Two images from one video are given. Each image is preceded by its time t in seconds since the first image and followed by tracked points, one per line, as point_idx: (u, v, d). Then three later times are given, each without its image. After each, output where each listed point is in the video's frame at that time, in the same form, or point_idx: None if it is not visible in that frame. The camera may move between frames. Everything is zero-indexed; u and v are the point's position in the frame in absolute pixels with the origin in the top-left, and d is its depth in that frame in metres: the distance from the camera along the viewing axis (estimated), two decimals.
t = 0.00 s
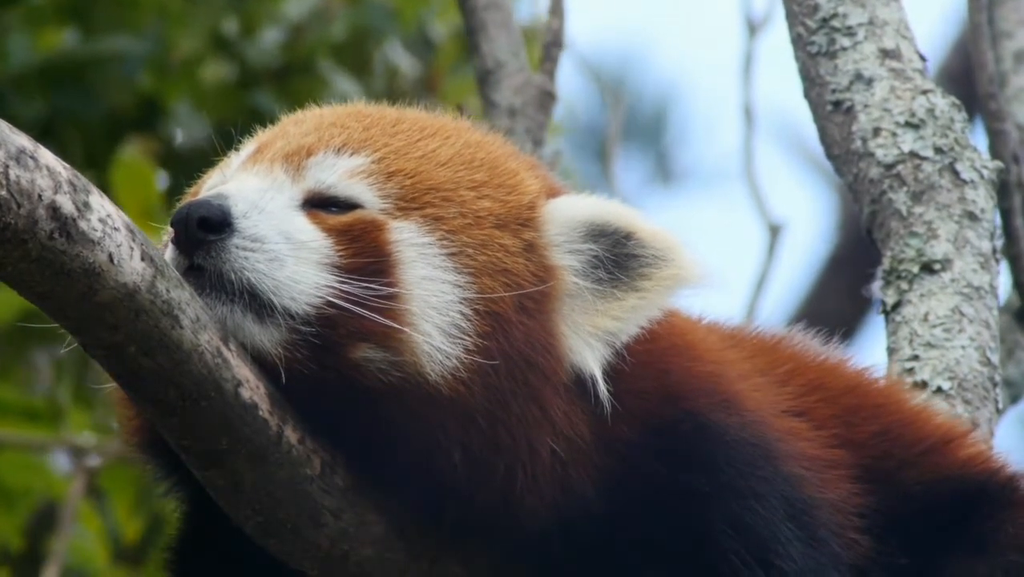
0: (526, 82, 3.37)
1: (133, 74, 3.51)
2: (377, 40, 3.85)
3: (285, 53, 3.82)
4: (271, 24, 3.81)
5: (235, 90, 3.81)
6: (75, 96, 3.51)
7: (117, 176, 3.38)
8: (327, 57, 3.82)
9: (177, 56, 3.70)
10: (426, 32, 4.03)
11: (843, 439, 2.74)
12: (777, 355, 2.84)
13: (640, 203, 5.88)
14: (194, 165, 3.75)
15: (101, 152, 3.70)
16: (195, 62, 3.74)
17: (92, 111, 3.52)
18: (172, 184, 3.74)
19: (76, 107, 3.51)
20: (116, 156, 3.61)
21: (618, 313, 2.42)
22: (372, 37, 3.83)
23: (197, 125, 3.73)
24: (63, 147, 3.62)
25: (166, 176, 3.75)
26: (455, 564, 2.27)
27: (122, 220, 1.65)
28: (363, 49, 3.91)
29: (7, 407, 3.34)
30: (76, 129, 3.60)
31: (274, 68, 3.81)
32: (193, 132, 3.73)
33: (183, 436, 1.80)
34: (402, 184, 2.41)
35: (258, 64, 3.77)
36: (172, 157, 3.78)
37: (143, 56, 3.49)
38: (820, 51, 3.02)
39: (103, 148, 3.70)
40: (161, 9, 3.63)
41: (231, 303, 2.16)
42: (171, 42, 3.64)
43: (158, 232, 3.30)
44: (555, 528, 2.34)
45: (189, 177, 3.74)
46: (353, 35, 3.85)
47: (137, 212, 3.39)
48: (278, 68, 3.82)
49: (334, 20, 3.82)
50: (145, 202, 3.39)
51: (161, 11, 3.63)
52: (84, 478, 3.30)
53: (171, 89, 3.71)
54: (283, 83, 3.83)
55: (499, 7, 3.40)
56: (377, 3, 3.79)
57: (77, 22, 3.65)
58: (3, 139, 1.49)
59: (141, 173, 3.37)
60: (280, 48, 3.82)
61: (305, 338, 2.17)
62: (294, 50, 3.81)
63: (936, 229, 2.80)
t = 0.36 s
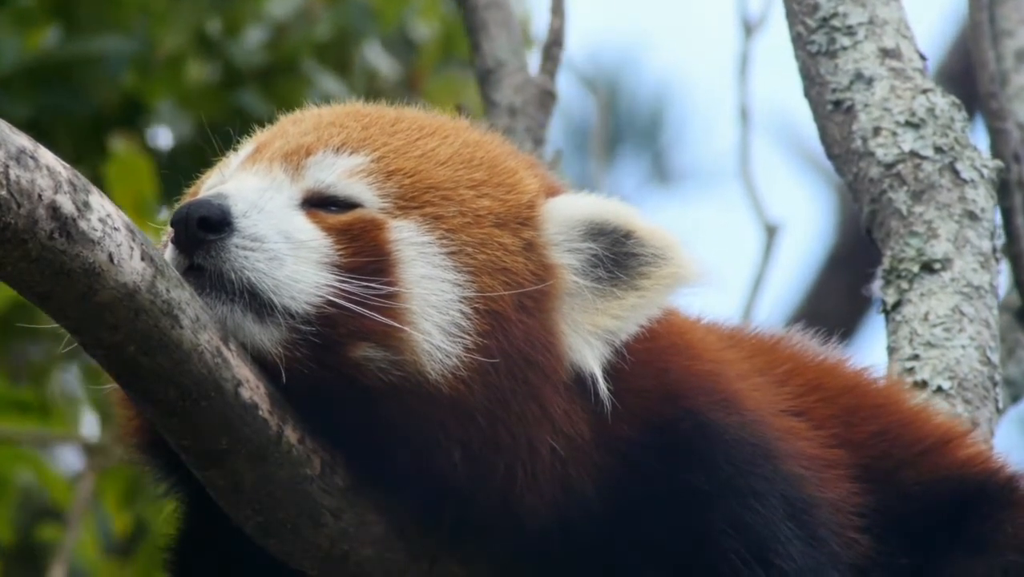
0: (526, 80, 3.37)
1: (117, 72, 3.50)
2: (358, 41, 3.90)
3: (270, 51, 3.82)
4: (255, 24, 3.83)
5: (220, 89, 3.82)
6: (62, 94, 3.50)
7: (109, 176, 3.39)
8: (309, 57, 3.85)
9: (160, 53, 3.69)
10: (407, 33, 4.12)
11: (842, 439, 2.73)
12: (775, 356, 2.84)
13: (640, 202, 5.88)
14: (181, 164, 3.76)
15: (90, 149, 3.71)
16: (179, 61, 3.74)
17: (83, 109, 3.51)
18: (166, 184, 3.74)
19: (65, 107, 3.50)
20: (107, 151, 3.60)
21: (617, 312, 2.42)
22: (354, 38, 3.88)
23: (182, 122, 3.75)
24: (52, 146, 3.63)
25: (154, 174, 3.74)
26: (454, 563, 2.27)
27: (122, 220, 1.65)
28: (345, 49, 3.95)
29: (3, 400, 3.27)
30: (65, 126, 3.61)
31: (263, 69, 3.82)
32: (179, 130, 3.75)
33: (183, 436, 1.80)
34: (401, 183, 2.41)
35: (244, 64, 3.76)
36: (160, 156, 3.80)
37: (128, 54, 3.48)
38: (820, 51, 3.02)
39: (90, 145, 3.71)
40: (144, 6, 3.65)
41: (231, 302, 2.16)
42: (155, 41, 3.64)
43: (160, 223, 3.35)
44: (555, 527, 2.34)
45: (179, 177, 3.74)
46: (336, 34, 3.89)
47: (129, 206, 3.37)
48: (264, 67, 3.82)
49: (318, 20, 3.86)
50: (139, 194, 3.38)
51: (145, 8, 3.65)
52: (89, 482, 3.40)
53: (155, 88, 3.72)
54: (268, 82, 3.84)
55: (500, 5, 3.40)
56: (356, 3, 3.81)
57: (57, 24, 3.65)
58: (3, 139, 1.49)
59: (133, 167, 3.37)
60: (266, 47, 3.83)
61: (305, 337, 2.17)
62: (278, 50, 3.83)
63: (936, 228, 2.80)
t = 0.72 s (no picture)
0: (527, 79, 3.37)
1: (127, 70, 3.52)
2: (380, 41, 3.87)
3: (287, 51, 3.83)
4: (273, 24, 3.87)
5: (236, 86, 3.86)
6: (72, 93, 3.55)
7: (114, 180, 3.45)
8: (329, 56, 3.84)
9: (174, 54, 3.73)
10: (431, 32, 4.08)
11: (843, 439, 2.73)
12: (775, 356, 2.84)
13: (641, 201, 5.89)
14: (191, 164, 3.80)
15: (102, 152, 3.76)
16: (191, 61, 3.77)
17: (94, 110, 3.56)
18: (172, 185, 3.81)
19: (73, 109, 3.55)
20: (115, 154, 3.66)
21: (617, 312, 2.42)
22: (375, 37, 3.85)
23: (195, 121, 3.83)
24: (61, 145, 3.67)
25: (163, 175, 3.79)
26: (454, 562, 2.28)
27: (123, 220, 1.65)
28: (365, 48, 3.93)
29: (3, 398, 3.30)
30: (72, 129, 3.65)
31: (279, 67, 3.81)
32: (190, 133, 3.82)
33: (183, 436, 1.80)
34: (402, 183, 2.41)
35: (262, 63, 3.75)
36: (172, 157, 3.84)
37: (136, 53, 3.48)
38: (820, 50, 3.02)
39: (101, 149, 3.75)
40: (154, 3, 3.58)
41: (231, 302, 2.16)
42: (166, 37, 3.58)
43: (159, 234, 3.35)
44: (555, 527, 2.34)
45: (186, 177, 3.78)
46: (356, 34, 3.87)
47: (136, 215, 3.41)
48: (284, 69, 3.84)
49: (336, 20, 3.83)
50: (143, 192, 3.43)
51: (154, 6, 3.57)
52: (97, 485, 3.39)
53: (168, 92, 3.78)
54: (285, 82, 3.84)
55: (500, 4, 3.39)
56: (381, 3, 3.80)
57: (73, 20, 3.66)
58: (3, 139, 1.50)
59: (139, 168, 3.43)
60: (282, 47, 3.87)
61: (306, 337, 2.17)
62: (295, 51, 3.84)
63: (936, 228, 2.80)
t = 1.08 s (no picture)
0: (527, 78, 3.37)
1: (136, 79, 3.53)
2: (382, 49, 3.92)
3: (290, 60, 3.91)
4: (277, 31, 3.98)
5: (242, 96, 3.87)
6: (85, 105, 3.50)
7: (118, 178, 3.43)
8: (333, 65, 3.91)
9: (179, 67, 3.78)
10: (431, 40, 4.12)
11: (843, 439, 2.72)
12: (774, 356, 2.84)
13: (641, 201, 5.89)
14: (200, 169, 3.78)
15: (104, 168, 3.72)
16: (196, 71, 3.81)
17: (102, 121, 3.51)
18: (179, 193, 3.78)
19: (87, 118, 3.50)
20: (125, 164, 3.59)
21: (617, 312, 2.42)
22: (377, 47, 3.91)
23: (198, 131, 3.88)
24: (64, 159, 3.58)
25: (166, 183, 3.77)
26: (454, 562, 2.28)
27: (123, 220, 1.65)
28: (366, 57, 3.98)
29: (8, 410, 3.23)
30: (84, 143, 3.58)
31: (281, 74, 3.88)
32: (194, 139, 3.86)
33: (183, 436, 1.80)
34: (401, 183, 2.41)
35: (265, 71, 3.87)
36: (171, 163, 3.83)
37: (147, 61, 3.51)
38: (820, 51, 3.02)
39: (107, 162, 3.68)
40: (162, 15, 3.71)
41: (231, 301, 2.16)
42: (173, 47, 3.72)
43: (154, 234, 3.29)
44: (555, 527, 2.34)
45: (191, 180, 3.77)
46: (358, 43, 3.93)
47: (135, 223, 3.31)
48: (286, 75, 3.89)
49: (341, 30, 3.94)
50: (151, 205, 3.37)
51: (162, 17, 3.71)
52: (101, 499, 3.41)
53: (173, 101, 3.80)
54: (286, 87, 3.89)
55: (500, 3, 3.39)
56: (380, 11, 3.89)
57: (80, 33, 3.71)
58: (3, 139, 1.50)
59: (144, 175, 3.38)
60: (286, 55, 3.94)
61: (306, 337, 2.17)
62: (297, 59, 3.91)
63: (936, 228, 2.80)
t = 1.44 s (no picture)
0: (527, 78, 3.37)
1: (139, 101, 3.57)
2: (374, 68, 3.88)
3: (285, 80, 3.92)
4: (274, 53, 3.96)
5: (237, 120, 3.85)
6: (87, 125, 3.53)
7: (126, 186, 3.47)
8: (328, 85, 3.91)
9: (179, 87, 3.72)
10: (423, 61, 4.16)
11: (841, 438, 2.73)
12: (772, 355, 2.84)
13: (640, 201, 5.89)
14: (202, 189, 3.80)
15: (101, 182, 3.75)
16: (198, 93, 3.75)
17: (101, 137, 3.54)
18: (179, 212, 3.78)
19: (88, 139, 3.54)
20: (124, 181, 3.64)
21: (616, 311, 2.42)
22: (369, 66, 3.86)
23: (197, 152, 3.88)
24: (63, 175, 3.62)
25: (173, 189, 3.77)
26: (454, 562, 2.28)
27: (121, 220, 1.65)
28: (361, 76, 3.93)
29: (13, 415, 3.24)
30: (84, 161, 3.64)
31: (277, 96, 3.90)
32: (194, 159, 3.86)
33: (182, 435, 1.80)
34: (399, 182, 2.41)
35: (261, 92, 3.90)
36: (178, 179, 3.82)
37: (150, 83, 3.56)
38: (819, 51, 3.02)
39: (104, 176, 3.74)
40: (166, 37, 3.71)
41: (231, 301, 2.16)
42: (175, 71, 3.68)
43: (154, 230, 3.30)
44: (555, 527, 2.34)
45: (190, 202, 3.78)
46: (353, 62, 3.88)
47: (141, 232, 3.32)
48: (282, 95, 3.91)
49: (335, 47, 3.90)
50: (160, 206, 3.40)
51: (166, 38, 3.72)
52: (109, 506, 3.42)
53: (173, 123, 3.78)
54: (283, 107, 3.88)
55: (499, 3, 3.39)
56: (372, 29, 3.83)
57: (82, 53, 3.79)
58: (2, 139, 1.50)
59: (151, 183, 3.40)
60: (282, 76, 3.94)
61: (305, 336, 2.17)
62: (295, 79, 3.90)
63: (935, 229, 2.80)
